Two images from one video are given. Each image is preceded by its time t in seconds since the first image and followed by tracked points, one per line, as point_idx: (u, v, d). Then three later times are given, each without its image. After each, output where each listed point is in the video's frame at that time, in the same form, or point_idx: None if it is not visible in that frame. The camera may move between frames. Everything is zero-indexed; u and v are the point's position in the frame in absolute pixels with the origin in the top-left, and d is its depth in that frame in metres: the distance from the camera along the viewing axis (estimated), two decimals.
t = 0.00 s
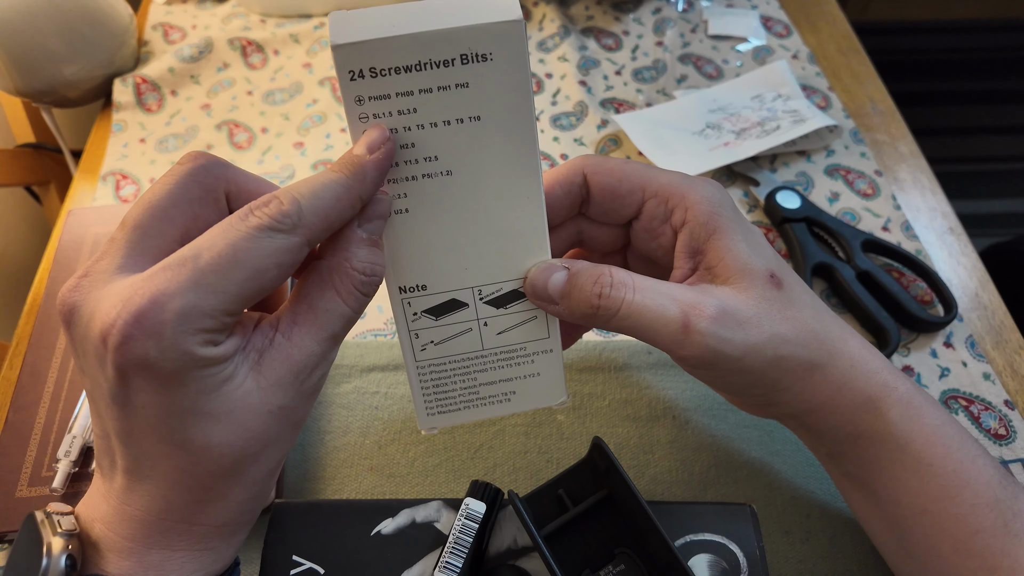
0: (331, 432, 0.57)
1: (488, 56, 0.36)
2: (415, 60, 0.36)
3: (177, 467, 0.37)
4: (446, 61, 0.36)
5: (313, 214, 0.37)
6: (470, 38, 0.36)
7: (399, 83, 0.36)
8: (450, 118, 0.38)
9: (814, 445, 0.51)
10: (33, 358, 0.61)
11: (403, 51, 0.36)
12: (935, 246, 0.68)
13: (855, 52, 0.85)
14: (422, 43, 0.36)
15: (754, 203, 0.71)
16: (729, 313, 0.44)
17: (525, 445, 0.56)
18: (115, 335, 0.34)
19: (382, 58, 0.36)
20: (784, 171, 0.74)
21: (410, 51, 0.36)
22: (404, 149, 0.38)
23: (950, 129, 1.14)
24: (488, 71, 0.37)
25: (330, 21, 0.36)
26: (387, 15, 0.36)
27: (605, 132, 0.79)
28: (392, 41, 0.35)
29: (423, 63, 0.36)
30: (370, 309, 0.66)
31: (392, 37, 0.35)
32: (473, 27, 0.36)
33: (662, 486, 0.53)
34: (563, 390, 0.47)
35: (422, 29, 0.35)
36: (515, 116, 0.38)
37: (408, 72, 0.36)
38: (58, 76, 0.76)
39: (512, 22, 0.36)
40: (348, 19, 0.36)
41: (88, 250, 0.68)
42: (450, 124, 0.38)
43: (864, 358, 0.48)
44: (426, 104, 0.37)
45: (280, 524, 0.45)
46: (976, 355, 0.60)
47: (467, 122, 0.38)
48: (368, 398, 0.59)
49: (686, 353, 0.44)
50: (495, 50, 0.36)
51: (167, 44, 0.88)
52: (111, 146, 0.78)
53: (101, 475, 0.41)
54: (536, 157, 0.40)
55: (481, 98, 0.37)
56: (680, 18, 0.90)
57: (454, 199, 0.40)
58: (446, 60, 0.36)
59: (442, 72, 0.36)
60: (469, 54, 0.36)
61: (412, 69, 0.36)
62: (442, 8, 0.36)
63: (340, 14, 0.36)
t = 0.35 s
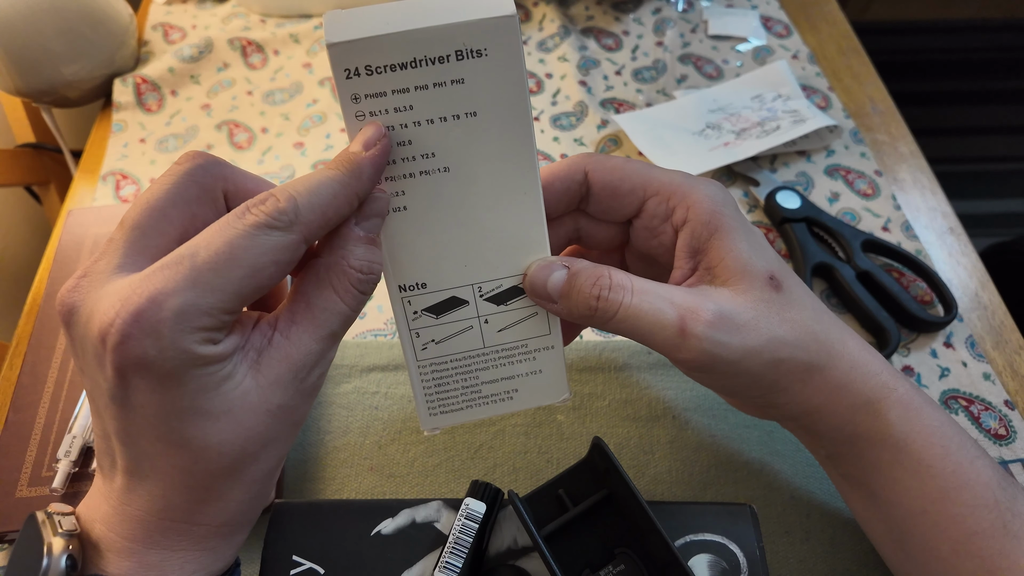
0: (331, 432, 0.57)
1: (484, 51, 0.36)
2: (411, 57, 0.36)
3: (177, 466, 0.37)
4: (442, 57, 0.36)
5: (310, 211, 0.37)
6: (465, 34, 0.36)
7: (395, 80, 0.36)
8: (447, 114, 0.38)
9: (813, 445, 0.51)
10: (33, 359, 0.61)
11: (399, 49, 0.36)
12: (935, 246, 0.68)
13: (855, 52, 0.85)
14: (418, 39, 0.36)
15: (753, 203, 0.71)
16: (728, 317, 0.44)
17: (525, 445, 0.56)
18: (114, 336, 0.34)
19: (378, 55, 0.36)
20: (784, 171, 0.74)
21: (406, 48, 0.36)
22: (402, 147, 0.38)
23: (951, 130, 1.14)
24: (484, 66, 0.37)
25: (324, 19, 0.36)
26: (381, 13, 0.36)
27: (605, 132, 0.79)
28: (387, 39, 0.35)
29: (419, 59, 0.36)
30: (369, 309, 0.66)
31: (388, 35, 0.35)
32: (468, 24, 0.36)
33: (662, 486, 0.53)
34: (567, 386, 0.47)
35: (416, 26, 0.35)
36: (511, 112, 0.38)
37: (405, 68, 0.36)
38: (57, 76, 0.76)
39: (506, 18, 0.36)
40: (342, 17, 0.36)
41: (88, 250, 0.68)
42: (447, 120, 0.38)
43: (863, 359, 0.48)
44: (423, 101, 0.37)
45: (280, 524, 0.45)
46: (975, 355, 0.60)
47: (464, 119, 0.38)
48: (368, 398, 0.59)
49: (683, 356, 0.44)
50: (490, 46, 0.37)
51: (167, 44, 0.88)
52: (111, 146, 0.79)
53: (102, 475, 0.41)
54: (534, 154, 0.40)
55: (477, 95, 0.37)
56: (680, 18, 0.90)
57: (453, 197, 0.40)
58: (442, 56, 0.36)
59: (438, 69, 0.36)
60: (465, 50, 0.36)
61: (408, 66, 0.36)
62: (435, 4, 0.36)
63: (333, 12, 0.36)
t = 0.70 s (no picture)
0: (331, 432, 0.57)
1: (494, 59, 0.36)
2: (421, 62, 0.36)
3: (181, 467, 0.37)
4: (452, 63, 0.36)
5: (316, 213, 0.37)
6: (475, 42, 0.36)
7: (404, 85, 0.36)
8: (455, 120, 0.38)
9: (812, 446, 0.51)
10: (34, 358, 0.61)
11: (409, 53, 0.36)
12: (935, 246, 0.68)
13: (855, 52, 0.85)
14: (428, 45, 0.36)
15: (753, 203, 0.71)
16: (725, 322, 0.44)
17: (525, 445, 0.56)
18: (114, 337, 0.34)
19: (388, 59, 0.36)
20: (784, 171, 0.74)
21: (416, 54, 0.36)
22: (408, 151, 0.38)
23: (950, 129, 1.14)
24: (493, 74, 0.37)
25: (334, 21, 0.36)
26: (392, 17, 0.36)
27: (605, 132, 0.79)
28: (397, 44, 0.35)
29: (428, 65, 0.36)
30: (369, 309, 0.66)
31: (398, 40, 0.35)
32: (479, 31, 0.36)
33: (661, 486, 0.53)
34: (561, 392, 0.47)
35: (427, 32, 0.35)
36: (517, 119, 0.38)
37: (414, 73, 0.36)
38: (57, 76, 0.76)
39: (518, 26, 0.36)
40: (353, 19, 0.36)
41: (88, 251, 0.68)
42: (454, 126, 0.38)
43: (861, 361, 0.48)
44: (431, 106, 0.37)
45: (281, 524, 0.45)
46: (976, 355, 0.60)
47: (471, 125, 0.38)
48: (368, 398, 0.59)
49: (681, 361, 0.44)
50: (501, 53, 0.37)
51: (167, 44, 0.88)
52: (111, 146, 0.78)
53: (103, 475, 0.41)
54: (539, 159, 0.40)
55: (485, 101, 0.37)
56: (680, 18, 0.90)
57: (456, 202, 0.40)
58: (452, 62, 0.36)
59: (448, 74, 0.36)
60: (475, 57, 0.36)
61: (417, 71, 0.36)
62: (446, 11, 0.36)
63: (345, 14, 0.36)
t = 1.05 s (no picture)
0: (331, 432, 0.57)
1: (487, 64, 0.37)
2: (415, 70, 0.36)
3: (180, 465, 0.37)
4: (446, 70, 0.36)
5: (309, 199, 0.37)
6: (469, 47, 0.36)
7: (399, 93, 0.37)
8: (451, 126, 0.38)
9: (811, 446, 0.51)
10: (33, 358, 0.61)
11: (404, 62, 0.36)
12: (935, 246, 0.68)
13: (855, 52, 0.85)
14: (421, 53, 0.36)
15: (753, 203, 0.71)
16: (730, 321, 0.44)
17: (525, 445, 0.56)
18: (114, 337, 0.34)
19: (383, 68, 0.36)
20: (784, 171, 0.74)
21: (411, 62, 0.36)
22: (406, 159, 0.38)
23: (950, 130, 1.14)
24: (487, 79, 0.37)
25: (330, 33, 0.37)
26: (386, 27, 0.37)
27: (605, 132, 0.79)
28: (392, 54, 0.36)
29: (423, 73, 0.36)
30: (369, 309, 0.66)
31: (392, 49, 0.36)
32: (472, 37, 0.36)
33: (661, 486, 0.53)
34: (573, 399, 0.47)
35: (420, 40, 0.36)
36: (513, 121, 0.38)
37: (409, 81, 0.36)
38: (57, 76, 0.76)
39: (509, 31, 0.36)
40: (348, 31, 0.36)
41: (88, 251, 0.68)
42: (451, 132, 0.38)
43: (861, 362, 0.48)
44: (427, 113, 0.37)
45: (281, 524, 0.45)
46: (975, 355, 0.60)
47: (467, 130, 0.38)
48: (368, 398, 0.59)
49: (686, 361, 0.44)
50: (494, 58, 0.37)
51: (167, 44, 0.88)
52: (110, 146, 0.79)
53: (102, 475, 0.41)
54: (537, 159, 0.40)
55: (481, 105, 0.38)
56: (680, 18, 0.90)
57: (456, 205, 0.40)
58: (446, 69, 0.36)
59: (442, 81, 0.37)
60: (468, 63, 0.36)
61: (412, 79, 0.36)
62: (439, 19, 0.37)
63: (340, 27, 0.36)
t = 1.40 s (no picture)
0: (331, 432, 0.57)
1: (491, 62, 0.37)
2: (418, 69, 0.36)
3: (184, 465, 0.37)
4: (449, 69, 0.36)
5: (326, 200, 0.37)
6: (471, 45, 0.36)
7: (402, 91, 0.37)
8: (454, 124, 0.38)
9: (811, 446, 0.50)
10: (33, 358, 0.61)
11: (407, 60, 0.36)
12: (935, 245, 0.68)
13: (854, 52, 0.85)
14: (424, 52, 0.36)
15: (754, 203, 0.71)
16: (732, 320, 0.44)
17: (525, 445, 0.56)
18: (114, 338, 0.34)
19: (386, 67, 0.36)
20: (784, 171, 0.74)
21: (414, 60, 0.36)
22: (409, 157, 0.38)
23: (950, 130, 1.14)
24: (490, 78, 0.37)
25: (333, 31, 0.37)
26: (389, 25, 0.37)
27: (605, 132, 0.79)
28: (394, 52, 0.36)
29: (426, 71, 0.36)
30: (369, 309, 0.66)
31: (395, 47, 0.36)
32: (474, 35, 0.36)
33: (662, 486, 0.53)
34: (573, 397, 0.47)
35: (423, 38, 0.36)
36: (515, 121, 0.38)
37: (412, 80, 0.36)
38: (58, 76, 0.76)
39: (512, 29, 0.36)
40: (350, 29, 0.36)
41: (87, 251, 0.68)
42: (454, 130, 0.38)
43: (862, 362, 0.48)
44: (430, 111, 0.37)
45: (281, 524, 0.45)
46: (976, 355, 0.60)
47: (470, 129, 0.38)
48: (368, 398, 0.59)
49: (688, 360, 0.44)
50: (497, 57, 0.37)
51: (167, 44, 0.88)
52: (111, 146, 0.79)
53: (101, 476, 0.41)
54: (539, 158, 0.39)
55: (484, 104, 0.38)
56: (680, 18, 0.90)
57: (459, 204, 0.40)
58: (449, 68, 0.36)
59: (445, 80, 0.37)
60: (471, 61, 0.36)
61: (415, 78, 0.36)
62: (442, 17, 0.37)
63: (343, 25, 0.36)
